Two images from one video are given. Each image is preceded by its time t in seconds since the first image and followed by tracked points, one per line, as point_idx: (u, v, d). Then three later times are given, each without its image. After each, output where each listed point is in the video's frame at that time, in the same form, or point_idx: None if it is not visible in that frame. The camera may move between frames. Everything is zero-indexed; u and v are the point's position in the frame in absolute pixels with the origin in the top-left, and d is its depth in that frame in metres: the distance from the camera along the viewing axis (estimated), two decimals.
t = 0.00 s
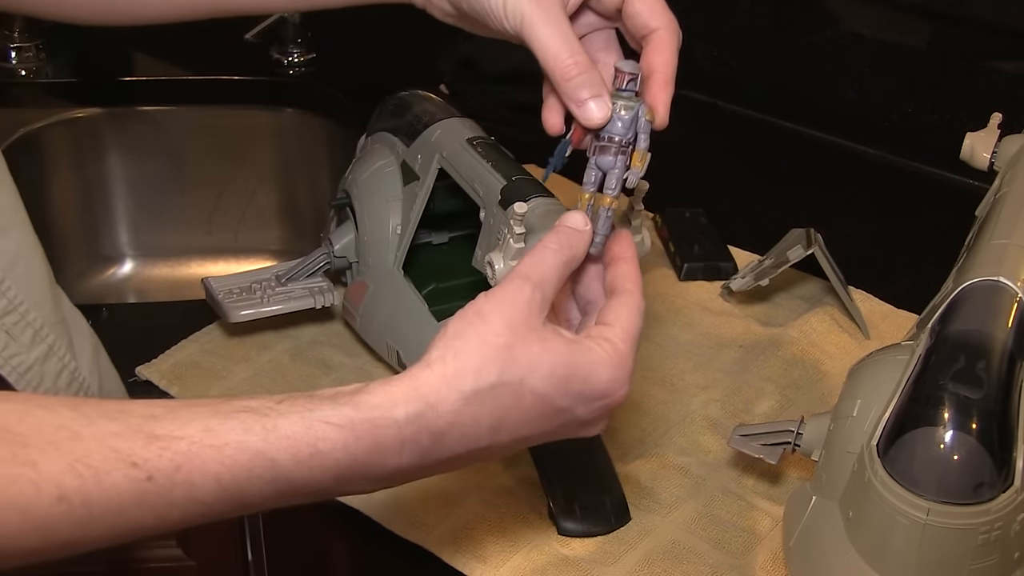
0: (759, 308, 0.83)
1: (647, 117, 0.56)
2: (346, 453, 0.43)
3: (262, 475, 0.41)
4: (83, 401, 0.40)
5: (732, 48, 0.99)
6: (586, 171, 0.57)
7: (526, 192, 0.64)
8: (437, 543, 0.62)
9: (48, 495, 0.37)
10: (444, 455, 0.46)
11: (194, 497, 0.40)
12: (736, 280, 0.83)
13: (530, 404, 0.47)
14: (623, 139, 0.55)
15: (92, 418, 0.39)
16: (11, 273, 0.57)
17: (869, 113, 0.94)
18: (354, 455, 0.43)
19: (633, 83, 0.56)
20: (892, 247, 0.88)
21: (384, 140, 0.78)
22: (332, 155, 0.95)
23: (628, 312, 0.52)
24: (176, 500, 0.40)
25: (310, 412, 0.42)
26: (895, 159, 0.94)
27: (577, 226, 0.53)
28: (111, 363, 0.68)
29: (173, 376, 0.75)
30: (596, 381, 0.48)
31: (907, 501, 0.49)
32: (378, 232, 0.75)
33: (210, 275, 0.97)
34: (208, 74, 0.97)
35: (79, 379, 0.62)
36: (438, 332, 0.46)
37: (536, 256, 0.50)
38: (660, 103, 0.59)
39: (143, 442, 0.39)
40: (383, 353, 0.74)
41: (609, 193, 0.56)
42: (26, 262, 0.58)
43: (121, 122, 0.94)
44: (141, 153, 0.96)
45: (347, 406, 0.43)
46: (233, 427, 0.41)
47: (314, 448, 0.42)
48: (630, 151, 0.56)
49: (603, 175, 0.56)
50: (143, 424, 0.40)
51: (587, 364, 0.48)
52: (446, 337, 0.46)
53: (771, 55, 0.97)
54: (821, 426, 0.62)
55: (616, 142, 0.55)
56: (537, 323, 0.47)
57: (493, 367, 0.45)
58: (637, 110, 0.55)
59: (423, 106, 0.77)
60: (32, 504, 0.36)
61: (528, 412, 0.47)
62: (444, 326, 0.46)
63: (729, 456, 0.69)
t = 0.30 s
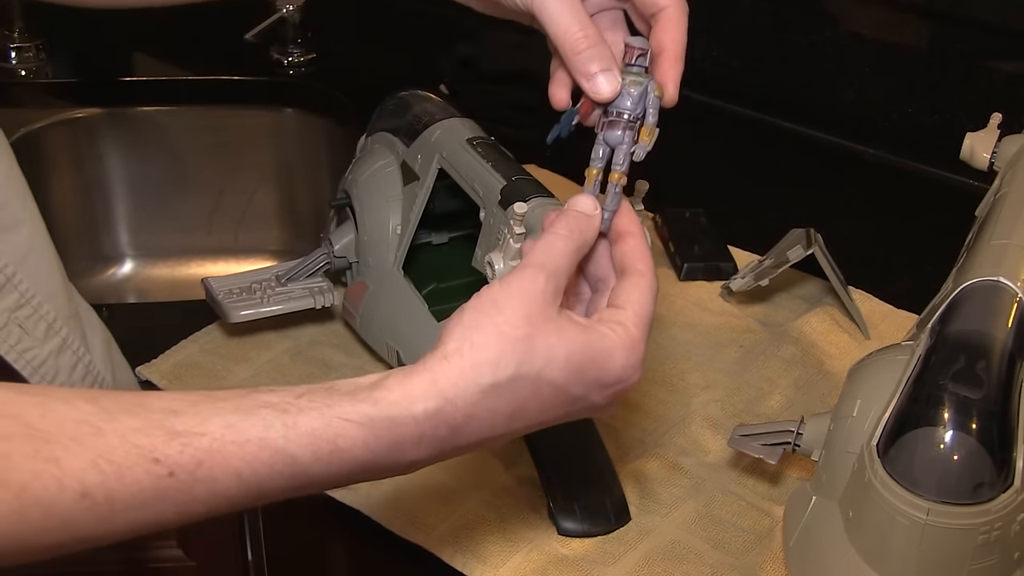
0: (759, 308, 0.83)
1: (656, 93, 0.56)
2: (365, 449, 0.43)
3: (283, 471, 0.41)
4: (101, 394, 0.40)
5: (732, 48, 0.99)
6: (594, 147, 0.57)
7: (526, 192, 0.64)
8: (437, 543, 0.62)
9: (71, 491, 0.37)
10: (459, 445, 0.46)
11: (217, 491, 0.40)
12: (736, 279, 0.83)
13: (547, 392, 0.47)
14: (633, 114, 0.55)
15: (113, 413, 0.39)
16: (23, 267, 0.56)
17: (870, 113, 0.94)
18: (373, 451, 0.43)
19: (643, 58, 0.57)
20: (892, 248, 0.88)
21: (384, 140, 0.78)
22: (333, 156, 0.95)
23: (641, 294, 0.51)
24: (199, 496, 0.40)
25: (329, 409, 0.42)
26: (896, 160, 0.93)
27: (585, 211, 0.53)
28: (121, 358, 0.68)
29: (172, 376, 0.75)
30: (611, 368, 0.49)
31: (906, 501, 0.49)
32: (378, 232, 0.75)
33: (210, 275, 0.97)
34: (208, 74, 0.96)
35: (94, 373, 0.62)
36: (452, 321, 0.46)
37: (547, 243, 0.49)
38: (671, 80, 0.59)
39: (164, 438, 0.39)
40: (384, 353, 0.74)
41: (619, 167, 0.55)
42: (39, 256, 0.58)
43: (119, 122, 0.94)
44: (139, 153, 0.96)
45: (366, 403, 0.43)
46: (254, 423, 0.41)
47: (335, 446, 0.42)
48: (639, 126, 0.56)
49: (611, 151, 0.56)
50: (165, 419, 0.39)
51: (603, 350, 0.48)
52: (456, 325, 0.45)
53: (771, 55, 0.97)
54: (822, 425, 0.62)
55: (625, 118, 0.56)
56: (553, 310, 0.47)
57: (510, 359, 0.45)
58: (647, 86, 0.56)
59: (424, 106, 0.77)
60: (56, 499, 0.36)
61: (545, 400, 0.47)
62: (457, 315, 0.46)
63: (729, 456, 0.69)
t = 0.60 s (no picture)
0: (759, 318, 0.83)
1: (652, 98, 0.56)
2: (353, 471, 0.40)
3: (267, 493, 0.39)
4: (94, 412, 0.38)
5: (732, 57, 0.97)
6: (593, 154, 0.58)
7: (526, 202, 0.64)
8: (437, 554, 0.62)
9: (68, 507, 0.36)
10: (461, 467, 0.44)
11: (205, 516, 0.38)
12: (736, 289, 0.83)
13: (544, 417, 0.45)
14: (629, 119, 0.56)
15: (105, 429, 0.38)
16: (29, 272, 0.55)
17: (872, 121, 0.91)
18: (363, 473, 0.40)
19: (636, 63, 0.57)
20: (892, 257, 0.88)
21: (383, 150, 0.78)
22: (334, 166, 0.96)
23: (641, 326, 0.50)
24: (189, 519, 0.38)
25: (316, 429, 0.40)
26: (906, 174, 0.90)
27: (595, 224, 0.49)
28: (131, 364, 0.68)
29: (173, 386, 0.75)
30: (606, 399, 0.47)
31: (906, 510, 0.49)
32: (378, 240, 0.74)
33: (210, 285, 0.98)
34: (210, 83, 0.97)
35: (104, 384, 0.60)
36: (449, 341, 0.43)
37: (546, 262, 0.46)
38: (666, 84, 0.58)
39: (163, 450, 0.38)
40: (384, 364, 0.74)
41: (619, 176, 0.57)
42: (43, 262, 0.56)
43: (122, 132, 0.95)
44: (140, 163, 0.96)
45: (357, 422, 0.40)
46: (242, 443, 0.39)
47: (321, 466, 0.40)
48: (637, 131, 0.57)
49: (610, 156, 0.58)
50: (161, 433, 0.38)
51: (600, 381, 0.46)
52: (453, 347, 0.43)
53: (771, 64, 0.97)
54: (822, 435, 0.62)
55: (622, 124, 0.56)
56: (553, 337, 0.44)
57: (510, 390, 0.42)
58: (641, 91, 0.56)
59: (423, 116, 0.77)
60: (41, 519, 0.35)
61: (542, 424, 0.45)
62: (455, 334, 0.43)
63: (729, 466, 0.69)
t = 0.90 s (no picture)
0: (758, 333, 0.83)
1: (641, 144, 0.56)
2: (337, 500, 0.40)
3: (255, 523, 0.38)
4: (80, 449, 0.37)
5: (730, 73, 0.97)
6: (580, 199, 0.57)
7: (526, 218, 0.65)
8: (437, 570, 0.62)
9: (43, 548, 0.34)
10: (433, 495, 0.44)
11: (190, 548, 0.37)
12: (736, 305, 0.83)
13: (518, 444, 0.45)
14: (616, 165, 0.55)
15: (88, 467, 0.36)
16: (20, 299, 0.55)
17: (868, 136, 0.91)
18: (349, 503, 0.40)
19: (627, 109, 0.57)
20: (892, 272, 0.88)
21: (383, 165, 0.78)
22: (335, 181, 0.96)
23: (620, 350, 0.51)
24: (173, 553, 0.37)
25: (303, 458, 0.40)
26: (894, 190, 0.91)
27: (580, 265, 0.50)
28: (118, 388, 0.68)
29: (173, 402, 0.75)
30: (582, 421, 0.48)
31: (906, 526, 0.49)
32: (377, 257, 0.75)
33: (210, 300, 0.98)
34: (211, 98, 0.98)
35: (88, 408, 0.60)
36: (428, 373, 0.43)
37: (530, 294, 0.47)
38: (655, 133, 0.58)
39: (138, 491, 0.36)
40: (384, 380, 0.74)
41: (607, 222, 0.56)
42: (34, 289, 0.56)
43: (122, 147, 0.95)
44: (141, 179, 0.96)
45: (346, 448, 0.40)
46: (225, 476, 0.38)
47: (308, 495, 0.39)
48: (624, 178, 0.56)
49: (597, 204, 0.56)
50: (138, 473, 0.37)
51: (576, 404, 0.47)
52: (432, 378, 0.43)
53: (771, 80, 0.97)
54: (821, 451, 0.61)
55: (610, 169, 0.55)
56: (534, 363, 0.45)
57: (484, 414, 0.43)
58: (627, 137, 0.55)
59: (423, 132, 0.77)
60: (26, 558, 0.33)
61: (515, 452, 0.46)
62: (433, 366, 0.43)
63: (729, 481, 0.69)
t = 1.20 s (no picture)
0: (758, 346, 0.83)
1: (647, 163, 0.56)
2: (353, 511, 0.41)
3: (271, 535, 0.39)
4: (92, 463, 0.38)
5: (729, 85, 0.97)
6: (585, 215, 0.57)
7: (525, 231, 0.65)
8: None
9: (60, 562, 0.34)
10: (443, 505, 0.45)
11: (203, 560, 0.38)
12: (734, 317, 0.83)
13: (530, 460, 0.45)
14: (623, 184, 0.56)
15: (100, 482, 0.37)
16: (12, 317, 0.55)
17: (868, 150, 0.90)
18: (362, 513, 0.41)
19: (633, 127, 0.57)
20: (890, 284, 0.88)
21: (383, 178, 0.79)
22: (334, 193, 0.96)
23: (630, 369, 0.51)
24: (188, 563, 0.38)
25: (316, 470, 0.40)
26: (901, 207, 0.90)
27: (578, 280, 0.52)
28: (109, 403, 0.68)
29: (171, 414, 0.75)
30: (595, 439, 0.47)
31: (907, 539, 0.49)
32: (377, 269, 0.75)
33: (209, 312, 0.98)
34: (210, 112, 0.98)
35: (80, 424, 0.60)
36: (440, 384, 0.44)
37: (536, 312, 0.49)
38: (661, 147, 0.58)
39: (154, 505, 0.37)
40: (383, 392, 0.74)
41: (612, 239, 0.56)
42: (29, 305, 0.56)
43: (123, 158, 0.95)
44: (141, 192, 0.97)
45: (354, 463, 0.41)
46: (241, 487, 0.39)
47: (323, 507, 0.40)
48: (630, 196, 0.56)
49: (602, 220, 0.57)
50: (154, 487, 0.38)
51: (588, 422, 0.47)
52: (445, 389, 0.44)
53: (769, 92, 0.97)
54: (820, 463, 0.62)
55: (616, 186, 0.56)
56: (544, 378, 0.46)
57: (496, 423, 0.43)
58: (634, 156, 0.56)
59: (423, 144, 0.77)
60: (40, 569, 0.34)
61: (528, 468, 0.46)
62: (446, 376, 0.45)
63: (728, 494, 0.69)
